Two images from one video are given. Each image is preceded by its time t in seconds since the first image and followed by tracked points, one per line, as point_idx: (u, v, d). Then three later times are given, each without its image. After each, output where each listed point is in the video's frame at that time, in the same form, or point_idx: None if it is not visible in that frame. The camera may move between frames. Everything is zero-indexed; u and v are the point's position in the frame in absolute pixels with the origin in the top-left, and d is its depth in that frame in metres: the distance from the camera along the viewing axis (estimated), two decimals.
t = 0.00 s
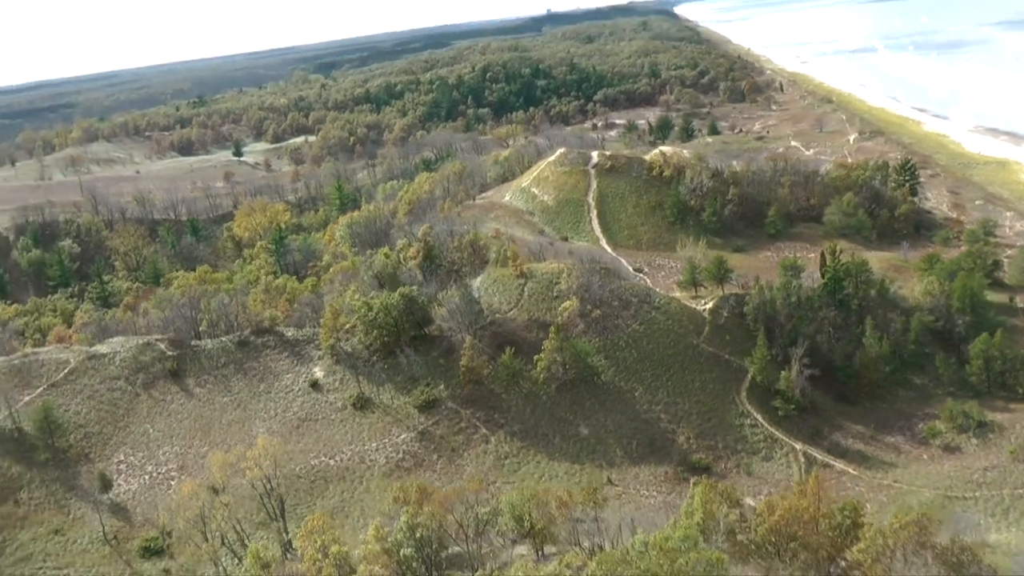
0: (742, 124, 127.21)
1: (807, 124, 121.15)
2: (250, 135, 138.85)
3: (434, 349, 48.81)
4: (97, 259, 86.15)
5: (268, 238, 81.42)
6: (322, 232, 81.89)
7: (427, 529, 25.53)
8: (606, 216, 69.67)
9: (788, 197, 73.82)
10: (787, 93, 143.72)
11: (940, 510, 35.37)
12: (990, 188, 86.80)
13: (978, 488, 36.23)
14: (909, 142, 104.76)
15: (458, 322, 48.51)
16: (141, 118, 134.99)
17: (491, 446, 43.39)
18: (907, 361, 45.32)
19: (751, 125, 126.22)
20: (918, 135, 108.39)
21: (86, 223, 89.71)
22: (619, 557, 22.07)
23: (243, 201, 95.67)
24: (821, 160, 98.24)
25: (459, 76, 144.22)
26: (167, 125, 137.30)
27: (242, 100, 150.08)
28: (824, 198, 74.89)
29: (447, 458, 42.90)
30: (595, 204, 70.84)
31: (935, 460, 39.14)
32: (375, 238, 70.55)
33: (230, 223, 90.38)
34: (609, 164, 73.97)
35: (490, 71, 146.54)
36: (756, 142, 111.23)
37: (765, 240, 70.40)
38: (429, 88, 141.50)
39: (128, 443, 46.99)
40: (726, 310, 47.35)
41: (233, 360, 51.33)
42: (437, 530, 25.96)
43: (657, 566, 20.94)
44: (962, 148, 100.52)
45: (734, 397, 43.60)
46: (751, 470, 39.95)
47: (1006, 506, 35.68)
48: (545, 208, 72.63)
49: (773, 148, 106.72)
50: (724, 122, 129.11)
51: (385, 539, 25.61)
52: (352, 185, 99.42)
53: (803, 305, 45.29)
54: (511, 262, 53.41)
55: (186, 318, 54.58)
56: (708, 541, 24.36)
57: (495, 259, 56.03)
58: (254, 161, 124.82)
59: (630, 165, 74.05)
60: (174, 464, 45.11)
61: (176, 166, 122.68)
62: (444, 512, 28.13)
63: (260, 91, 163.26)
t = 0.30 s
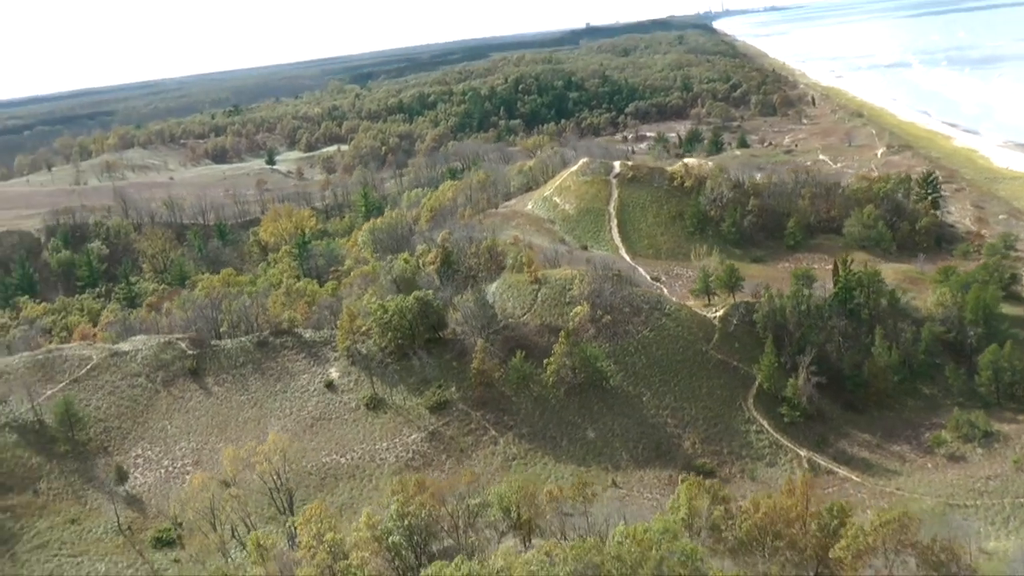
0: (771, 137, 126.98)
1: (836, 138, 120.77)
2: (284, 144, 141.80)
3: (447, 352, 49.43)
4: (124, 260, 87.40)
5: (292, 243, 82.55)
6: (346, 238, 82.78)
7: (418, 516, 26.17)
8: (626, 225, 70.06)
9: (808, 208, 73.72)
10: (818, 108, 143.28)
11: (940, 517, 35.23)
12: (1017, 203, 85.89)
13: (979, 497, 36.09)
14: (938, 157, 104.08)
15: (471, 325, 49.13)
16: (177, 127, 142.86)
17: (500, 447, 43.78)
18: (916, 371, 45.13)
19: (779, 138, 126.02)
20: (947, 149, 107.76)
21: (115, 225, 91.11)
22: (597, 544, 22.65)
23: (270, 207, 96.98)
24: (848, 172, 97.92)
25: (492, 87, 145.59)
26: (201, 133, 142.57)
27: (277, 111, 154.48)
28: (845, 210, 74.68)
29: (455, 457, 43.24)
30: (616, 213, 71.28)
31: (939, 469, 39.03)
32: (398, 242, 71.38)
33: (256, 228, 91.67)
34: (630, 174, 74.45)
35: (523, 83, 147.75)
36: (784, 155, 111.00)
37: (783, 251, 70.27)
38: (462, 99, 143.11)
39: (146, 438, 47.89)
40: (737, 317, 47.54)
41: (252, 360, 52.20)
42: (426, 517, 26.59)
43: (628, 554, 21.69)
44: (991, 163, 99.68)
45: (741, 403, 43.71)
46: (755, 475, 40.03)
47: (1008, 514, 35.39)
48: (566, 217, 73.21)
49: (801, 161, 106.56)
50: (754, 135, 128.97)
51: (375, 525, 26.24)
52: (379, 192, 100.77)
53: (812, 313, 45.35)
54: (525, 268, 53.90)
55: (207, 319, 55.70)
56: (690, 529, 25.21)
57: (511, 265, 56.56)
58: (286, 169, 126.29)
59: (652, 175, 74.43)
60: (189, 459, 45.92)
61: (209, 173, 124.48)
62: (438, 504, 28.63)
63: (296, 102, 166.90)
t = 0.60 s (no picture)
0: (798, 149, 126.70)
1: (862, 150, 120.39)
2: (315, 151, 143.30)
3: (459, 353, 49.98)
4: (150, 261, 88.80)
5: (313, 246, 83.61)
6: (370, 242, 83.84)
7: (408, 504, 26.98)
8: (644, 232, 70.36)
9: (827, 218, 73.58)
10: (846, 121, 142.86)
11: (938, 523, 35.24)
12: None
13: (981, 504, 35.98)
14: (965, 170, 103.33)
15: (484, 327, 49.69)
16: (212, 134, 147.82)
17: (508, 447, 44.12)
18: (926, 380, 45.03)
19: (806, 149, 125.77)
20: (974, 163, 107.06)
21: (143, 228, 92.72)
22: (573, 532, 23.31)
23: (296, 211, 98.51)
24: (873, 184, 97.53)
25: (523, 97, 146.75)
26: (235, 140, 146.34)
27: (309, 120, 157.34)
28: (863, 220, 74.43)
29: (463, 455, 43.54)
30: (635, 221, 71.65)
31: (943, 477, 38.98)
32: (417, 245, 71.74)
33: (281, 232, 92.65)
34: (650, 183, 74.90)
35: (554, 93, 148.64)
36: (810, 166, 110.66)
37: (801, 259, 70.10)
38: (493, 108, 144.54)
39: (163, 433, 48.73)
40: (746, 323, 47.69)
41: (269, 359, 53.00)
42: (415, 504, 27.23)
43: (601, 540, 22.31)
44: (1019, 177, 98.88)
45: (748, 408, 43.84)
46: (759, 478, 40.15)
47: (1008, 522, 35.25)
48: (586, 224, 73.63)
49: (828, 172, 106.30)
50: (780, 147, 128.86)
51: (367, 512, 26.70)
52: (404, 198, 101.85)
53: (820, 319, 45.44)
54: (539, 272, 54.34)
55: (227, 318, 56.59)
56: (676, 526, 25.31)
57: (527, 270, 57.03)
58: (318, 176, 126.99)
59: (672, 184, 74.76)
60: (204, 453, 46.66)
61: (241, 180, 125.52)
62: (432, 496, 29.01)
63: (329, 110, 169.68)
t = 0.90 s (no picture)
0: (827, 159, 126.22)
1: (891, 161, 119.68)
2: (347, 156, 144.54)
3: (470, 352, 50.49)
4: (175, 261, 90.12)
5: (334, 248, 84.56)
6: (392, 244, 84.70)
7: (399, 491, 27.91)
8: (663, 239, 70.62)
9: (846, 226, 73.27)
10: (876, 132, 142.11)
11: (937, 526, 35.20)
12: None
13: (980, 509, 35.82)
14: (992, 183, 102.36)
15: (496, 328, 50.21)
16: (245, 140, 150.98)
17: (515, 445, 44.45)
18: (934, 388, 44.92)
19: (834, 160, 125.27)
20: (1003, 176, 106.06)
21: (170, 228, 94.21)
22: (549, 517, 24.12)
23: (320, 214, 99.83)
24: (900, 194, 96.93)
25: (553, 105, 147.49)
26: (268, 146, 149.14)
27: (342, 125, 159.47)
28: (882, 228, 73.98)
29: (473, 452, 43.98)
30: (655, 227, 71.80)
31: (946, 482, 38.94)
32: (433, 248, 71.58)
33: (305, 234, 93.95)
34: (670, 189, 75.00)
35: (584, 101, 149.09)
36: (835, 175, 110.20)
37: (818, 267, 69.76)
38: (524, 116, 145.56)
39: (180, 426, 49.57)
40: (754, 327, 47.78)
41: (286, 356, 53.80)
42: (408, 491, 28.19)
43: (575, 526, 23.16)
44: None
45: (753, 411, 44.00)
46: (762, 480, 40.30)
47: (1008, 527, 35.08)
48: (605, 229, 74.04)
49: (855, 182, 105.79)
50: (809, 157, 128.43)
51: (359, 499, 27.60)
52: (428, 202, 102.62)
53: (828, 325, 45.48)
54: (552, 274, 54.67)
55: (246, 316, 57.45)
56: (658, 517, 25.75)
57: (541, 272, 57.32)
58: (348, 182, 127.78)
59: (691, 191, 74.71)
60: (218, 446, 47.40)
61: (270, 184, 127.14)
62: (425, 485, 29.60)
63: (361, 116, 171.82)
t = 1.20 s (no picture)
0: (853, 168, 125.71)
1: (918, 171, 118.95)
2: (376, 161, 145.55)
3: (480, 351, 50.98)
4: (199, 260, 91.31)
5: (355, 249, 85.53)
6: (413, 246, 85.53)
7: (393, 479, 28.66)
8: (682, 243, 70.85)
9: (864, 233, 73.00)
10: (904, 142, 141.29)
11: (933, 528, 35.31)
12: None
13: (979, 513, 35.79)
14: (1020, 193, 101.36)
15: (507, 328, 50.68)
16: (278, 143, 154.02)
17: (522, 442, 44.78)
18: (942, 393, 44.83)
19: (861, 169, 124.75)
20: None
21: (195, 228, 95.51)
22: (526, 501, 24.89)
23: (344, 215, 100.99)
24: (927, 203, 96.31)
25: (582, 113, 148.04)
26: (298, 149, 151.58)
27: (372, 130, 161.33)
28: (901, 234, 73.54)
29: (481, 447, 44.16)
30: (674, 232, 72.00)
31: (947, 486, 38.96)
32: (453, 250, 71.76)
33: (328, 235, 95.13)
34: (689, 194, 75.07)
35: (613, 109, 149.58)
36: (861, 184, 109.65)
37: (834, 274, 69.05)
38: (553, 123, 146.45)
39: (197, 420, 50.38)
40: (763, 329, 47.90)
41: (303, 354, 54.56)
42: (404, 478, 28.98)
43: (554, 511, 23.99)
44: None
45: (758, 413, 44.18)
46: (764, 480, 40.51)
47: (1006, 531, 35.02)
48: (624, 233, 74.39)
49: (881, 191, 105.27)
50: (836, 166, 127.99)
51: (353, 485, 28.49)
52: (452, 206, 103.38)
53: (836, 328, 45.54)
54: (565, 275, 55.04)
55: (265, 314, 58.25)
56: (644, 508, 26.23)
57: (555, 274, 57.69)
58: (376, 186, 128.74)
59: (711, 197, 74.67)
60: (232, 440, 48.10)
61: (300, 187, 128.76)
62: (426, 473, 30.30)
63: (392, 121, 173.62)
